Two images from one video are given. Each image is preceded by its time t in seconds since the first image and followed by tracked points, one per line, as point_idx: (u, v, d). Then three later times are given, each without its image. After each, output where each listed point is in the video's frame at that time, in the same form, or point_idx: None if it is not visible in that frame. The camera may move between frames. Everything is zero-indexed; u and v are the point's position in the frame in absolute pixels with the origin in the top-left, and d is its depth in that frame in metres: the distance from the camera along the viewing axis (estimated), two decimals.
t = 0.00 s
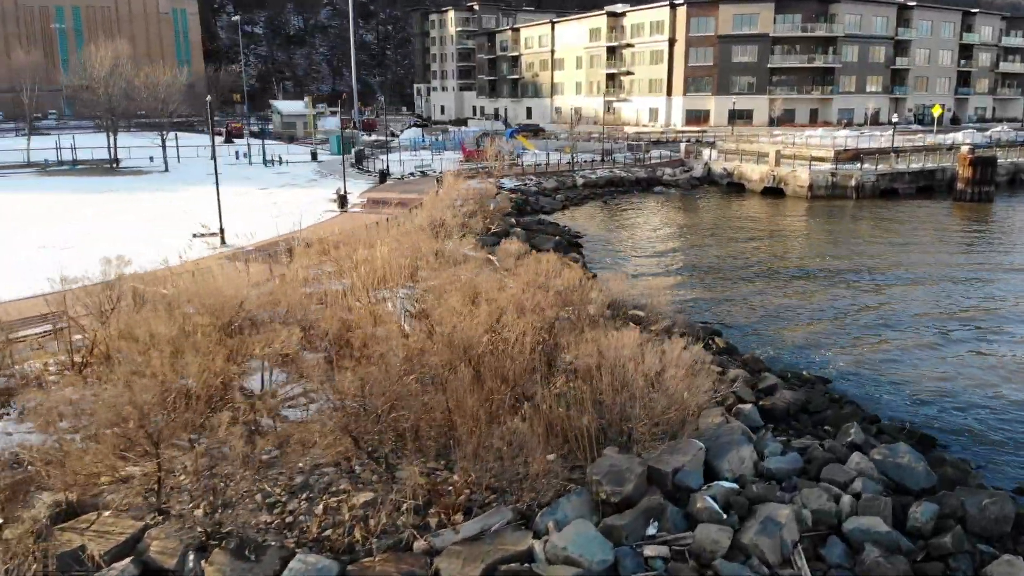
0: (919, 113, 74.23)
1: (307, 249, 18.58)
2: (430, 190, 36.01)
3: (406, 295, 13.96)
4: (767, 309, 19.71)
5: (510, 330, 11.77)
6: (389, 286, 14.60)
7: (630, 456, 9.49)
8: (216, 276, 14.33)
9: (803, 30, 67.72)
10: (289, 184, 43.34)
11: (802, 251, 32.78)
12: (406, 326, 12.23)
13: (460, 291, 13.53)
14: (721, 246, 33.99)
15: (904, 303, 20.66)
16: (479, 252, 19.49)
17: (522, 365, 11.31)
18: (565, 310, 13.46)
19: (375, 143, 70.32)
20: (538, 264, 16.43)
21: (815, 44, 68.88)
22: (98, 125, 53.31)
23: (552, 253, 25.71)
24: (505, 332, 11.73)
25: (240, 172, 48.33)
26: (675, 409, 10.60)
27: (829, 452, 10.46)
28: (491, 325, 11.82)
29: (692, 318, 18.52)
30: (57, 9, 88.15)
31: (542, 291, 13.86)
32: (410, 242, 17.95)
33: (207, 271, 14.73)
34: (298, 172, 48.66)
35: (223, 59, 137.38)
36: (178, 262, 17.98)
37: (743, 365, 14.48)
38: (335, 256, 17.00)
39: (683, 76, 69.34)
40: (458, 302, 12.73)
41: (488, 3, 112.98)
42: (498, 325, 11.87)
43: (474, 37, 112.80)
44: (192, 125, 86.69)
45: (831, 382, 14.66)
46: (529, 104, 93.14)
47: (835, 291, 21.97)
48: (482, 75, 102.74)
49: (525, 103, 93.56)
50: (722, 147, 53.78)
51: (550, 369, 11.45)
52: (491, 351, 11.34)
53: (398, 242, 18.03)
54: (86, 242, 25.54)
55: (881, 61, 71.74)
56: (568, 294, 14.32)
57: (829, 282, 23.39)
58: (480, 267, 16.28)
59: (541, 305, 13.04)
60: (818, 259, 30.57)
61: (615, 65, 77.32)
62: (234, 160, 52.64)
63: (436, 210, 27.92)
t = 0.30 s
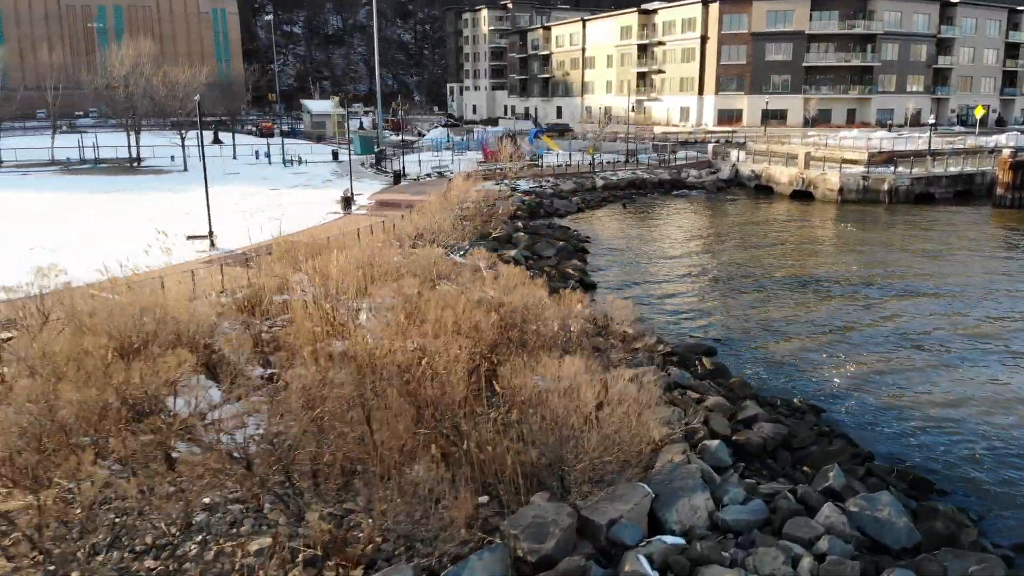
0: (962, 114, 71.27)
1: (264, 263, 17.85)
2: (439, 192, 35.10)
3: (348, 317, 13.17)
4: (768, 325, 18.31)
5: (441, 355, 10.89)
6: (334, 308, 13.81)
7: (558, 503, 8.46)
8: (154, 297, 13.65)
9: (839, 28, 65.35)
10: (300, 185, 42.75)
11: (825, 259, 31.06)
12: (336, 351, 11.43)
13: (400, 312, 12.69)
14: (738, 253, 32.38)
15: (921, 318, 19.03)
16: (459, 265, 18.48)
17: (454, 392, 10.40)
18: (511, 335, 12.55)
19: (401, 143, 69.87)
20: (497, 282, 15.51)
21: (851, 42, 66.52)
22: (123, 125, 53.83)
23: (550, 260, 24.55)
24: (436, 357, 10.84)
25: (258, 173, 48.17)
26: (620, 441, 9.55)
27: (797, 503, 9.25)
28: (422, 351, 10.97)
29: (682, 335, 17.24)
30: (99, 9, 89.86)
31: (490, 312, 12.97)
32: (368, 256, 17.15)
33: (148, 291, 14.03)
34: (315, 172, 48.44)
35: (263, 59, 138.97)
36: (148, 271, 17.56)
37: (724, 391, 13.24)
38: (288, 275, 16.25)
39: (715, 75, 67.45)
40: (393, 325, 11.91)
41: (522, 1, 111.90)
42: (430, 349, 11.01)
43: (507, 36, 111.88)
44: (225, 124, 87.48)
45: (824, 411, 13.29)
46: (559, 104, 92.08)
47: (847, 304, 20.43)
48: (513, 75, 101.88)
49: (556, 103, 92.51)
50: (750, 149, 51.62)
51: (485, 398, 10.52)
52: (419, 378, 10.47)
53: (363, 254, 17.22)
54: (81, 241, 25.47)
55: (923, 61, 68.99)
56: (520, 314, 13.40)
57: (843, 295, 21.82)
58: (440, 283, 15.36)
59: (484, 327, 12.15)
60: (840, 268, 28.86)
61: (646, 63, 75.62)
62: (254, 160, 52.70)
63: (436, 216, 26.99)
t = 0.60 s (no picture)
0: (1006, 115, 68.40)
1: (214, 284, 17.33)
2: (446, 194, 34.13)
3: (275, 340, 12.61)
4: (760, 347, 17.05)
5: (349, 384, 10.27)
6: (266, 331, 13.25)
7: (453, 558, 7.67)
8: (82, 321, 13.17)
9: (876, 25, 62.76)
10: (309, 185, 42.25)
11: (844, 268, 29.40)
12: (246, 374, 10.83)
13: (324, 338, 12.12)
14: (754, 261, 30.84)
15: (931, 338, 17.52)
16: (431, 282, 17.57)
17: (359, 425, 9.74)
18: (437, 359, 11.87)
19: (426, 143, 69.19)
20: (442, 298, 14.78)
21: (890, 39, 63.81)
22: (146, 123, 54.17)
23: (545, 268, 23.44)
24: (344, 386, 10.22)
25: (273, 173, 47.95)
26: (533, 473, 8.74)
27: (737, 556, 8.14)
28: (331, 378, 10.34)
29: (665, 357, 16.08)
30: (140, 9, 91.20)
31: (417, 331, 12.29)
32: (315, 280, 16.64)
33: (78, 312, 13.54)
34: (332, 172, 47.59)
35: (300, 58, 140.02)
36: (111, 279, 17.11)
37: (690, 417, 12.12)
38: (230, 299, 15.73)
39: (747, 74, 65.52)
40: (308, 351, 11.33)
41: None
42: (349, 377, 10.38)
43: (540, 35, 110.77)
44: (256, 122, 87.92)
45: (803, 445, 12.05)
46: (589, 103, 90.75)
47: (852, 322, 18.99)
48: (544, 74, 100.75)
49: (586, 102, 91.19)
50: (778, 150, 49.72)
51: (396, 425, 9.80)
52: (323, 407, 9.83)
53: (315, 275, 16.62)
54: (72, 238, 25.14)
55: (966, 59, 66.27)
56: (453, 330, 12.67)
57: (851, 310, 20.36)
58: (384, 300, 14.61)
59: (406, 349, 11.50)
60: (858, 278, 27.22)
61: (676, 61, 73.82)
62: (274, 160, 52.40)
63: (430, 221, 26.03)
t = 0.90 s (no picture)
0: None
1: (177, 284, 16.84)
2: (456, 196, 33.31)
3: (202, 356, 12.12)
4: (749, 365, 15.82)
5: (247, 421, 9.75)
6: (201, 336, 12.74)
7: None
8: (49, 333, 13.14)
9: (920, 22, 60.20)
10: (322, 185, 41.79)
11: (866, 278, 27.72)
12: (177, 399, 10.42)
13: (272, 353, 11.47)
14: (771, 267, 29.31)
15: (941, 359, 16.03)
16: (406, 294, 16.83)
17: (251, 460, 9.16)
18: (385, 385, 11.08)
19: (455, 143, 68.58)
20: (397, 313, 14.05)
21: (935, 37, 61.19)
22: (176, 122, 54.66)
23: (540, 274, 22.40)
24: (242, 420, 9.69)
25: (293, 172, 47.78)
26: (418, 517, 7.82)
27: None
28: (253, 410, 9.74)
29: (644, 377, 15.00)
30: (187, 9, 93.02)
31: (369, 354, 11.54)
32: (273, 295, 16.16)
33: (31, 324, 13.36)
34: (353, 172, 47.09)
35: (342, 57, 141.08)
36: (79, 283, 16.74)
37: (648, 445, 11.15)
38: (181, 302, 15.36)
39: (784, 72, 63.54)
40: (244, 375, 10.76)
41: None
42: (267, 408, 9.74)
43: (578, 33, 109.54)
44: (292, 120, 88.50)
45: (771, 480, 10.93)
46: (625, 102, 89.22)
47: (857, 338, 17.58)
48: (580, 72, 99.47)
49: (622, 101, 89.65)
50: (810, 151, 47.72)
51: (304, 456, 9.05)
52: (212, 436, 9.26)
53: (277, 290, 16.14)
54: (70, 233, 25.05)
55: (1015, 58, 63.43)
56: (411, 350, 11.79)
57: (861, 325, 19.06)
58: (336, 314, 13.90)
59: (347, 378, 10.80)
60: (879, 289, 25.55)
61: (713, 59, 71.94)
62: (298, 160, 52.28)
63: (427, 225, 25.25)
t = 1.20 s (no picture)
0: None
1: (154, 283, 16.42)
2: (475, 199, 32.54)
3: (143, 349, 11.87)
4: (742, 387, 14.69)
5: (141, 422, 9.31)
6: (143, 340, 12.27)
7: None
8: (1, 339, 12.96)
9: (980, 20, 57.26)
10: (347, 185, 41.49)
11: (900, 288, 26.00)
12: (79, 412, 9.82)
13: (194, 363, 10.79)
14: (797, 275, 27.75)
15: (954, 389, 14.65)
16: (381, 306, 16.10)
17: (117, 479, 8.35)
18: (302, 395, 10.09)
19: (497, 143, 67.96)
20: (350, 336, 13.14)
21: (997, 35, 58.03)
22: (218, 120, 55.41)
23: (540, 281, 21.49)
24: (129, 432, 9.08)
25: (325, 172, 47.72)
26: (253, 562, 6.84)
27: None
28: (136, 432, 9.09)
29: (622, 397, 14.05)
30: (242, 10, 94.83)
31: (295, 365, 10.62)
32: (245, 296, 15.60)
33: None
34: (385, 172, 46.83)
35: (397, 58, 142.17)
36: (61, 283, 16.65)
37: (599, 474, 10.26)
38: (152, 301, 15.30)
39: (836, 71, 61.10)
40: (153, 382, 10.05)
41: None
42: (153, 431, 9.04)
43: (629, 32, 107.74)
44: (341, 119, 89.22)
45: (733, 521, 9.91)
46: (673, 101, 87.01)
47: (868, 360, 16.24)
48: (630, 71, 97.72)
49: (670, 100, 87.51)
50: (856, 153, 45.33)
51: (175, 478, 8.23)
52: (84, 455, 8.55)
53: (253, 288, 15.85)
54: (84, 229, 25.13)
55: None
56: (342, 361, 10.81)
57: (877, 341, 17.65)
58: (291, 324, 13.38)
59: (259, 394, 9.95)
60: (910, 301, 23.84)
61: (763, 58, 69.71)
62: (334, 160, 52.39)
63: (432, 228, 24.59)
